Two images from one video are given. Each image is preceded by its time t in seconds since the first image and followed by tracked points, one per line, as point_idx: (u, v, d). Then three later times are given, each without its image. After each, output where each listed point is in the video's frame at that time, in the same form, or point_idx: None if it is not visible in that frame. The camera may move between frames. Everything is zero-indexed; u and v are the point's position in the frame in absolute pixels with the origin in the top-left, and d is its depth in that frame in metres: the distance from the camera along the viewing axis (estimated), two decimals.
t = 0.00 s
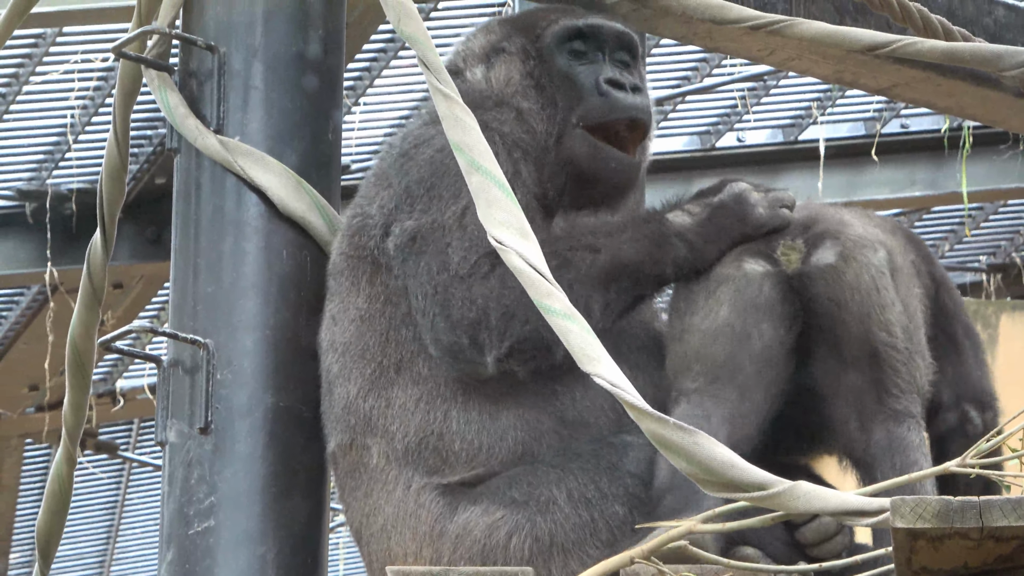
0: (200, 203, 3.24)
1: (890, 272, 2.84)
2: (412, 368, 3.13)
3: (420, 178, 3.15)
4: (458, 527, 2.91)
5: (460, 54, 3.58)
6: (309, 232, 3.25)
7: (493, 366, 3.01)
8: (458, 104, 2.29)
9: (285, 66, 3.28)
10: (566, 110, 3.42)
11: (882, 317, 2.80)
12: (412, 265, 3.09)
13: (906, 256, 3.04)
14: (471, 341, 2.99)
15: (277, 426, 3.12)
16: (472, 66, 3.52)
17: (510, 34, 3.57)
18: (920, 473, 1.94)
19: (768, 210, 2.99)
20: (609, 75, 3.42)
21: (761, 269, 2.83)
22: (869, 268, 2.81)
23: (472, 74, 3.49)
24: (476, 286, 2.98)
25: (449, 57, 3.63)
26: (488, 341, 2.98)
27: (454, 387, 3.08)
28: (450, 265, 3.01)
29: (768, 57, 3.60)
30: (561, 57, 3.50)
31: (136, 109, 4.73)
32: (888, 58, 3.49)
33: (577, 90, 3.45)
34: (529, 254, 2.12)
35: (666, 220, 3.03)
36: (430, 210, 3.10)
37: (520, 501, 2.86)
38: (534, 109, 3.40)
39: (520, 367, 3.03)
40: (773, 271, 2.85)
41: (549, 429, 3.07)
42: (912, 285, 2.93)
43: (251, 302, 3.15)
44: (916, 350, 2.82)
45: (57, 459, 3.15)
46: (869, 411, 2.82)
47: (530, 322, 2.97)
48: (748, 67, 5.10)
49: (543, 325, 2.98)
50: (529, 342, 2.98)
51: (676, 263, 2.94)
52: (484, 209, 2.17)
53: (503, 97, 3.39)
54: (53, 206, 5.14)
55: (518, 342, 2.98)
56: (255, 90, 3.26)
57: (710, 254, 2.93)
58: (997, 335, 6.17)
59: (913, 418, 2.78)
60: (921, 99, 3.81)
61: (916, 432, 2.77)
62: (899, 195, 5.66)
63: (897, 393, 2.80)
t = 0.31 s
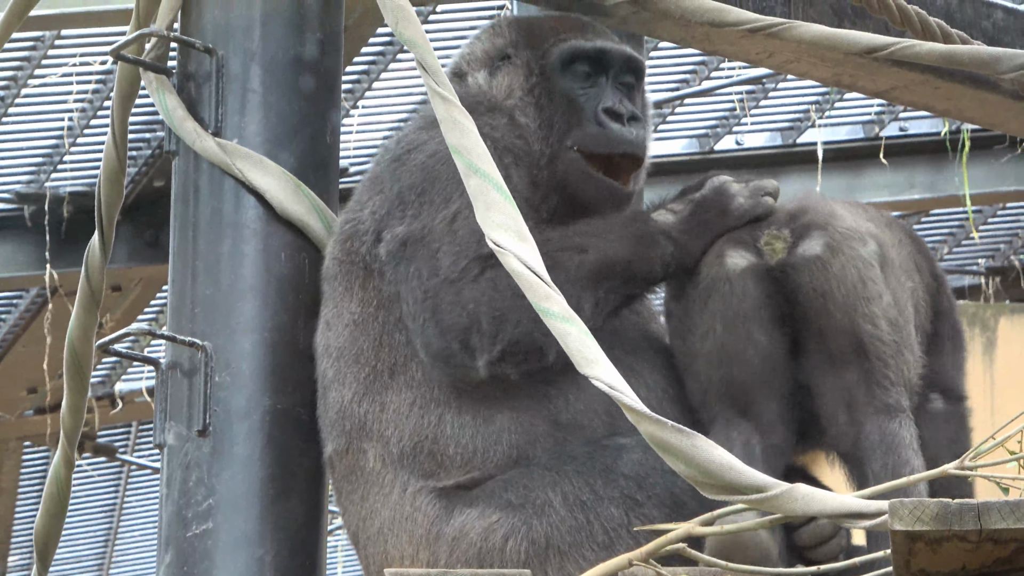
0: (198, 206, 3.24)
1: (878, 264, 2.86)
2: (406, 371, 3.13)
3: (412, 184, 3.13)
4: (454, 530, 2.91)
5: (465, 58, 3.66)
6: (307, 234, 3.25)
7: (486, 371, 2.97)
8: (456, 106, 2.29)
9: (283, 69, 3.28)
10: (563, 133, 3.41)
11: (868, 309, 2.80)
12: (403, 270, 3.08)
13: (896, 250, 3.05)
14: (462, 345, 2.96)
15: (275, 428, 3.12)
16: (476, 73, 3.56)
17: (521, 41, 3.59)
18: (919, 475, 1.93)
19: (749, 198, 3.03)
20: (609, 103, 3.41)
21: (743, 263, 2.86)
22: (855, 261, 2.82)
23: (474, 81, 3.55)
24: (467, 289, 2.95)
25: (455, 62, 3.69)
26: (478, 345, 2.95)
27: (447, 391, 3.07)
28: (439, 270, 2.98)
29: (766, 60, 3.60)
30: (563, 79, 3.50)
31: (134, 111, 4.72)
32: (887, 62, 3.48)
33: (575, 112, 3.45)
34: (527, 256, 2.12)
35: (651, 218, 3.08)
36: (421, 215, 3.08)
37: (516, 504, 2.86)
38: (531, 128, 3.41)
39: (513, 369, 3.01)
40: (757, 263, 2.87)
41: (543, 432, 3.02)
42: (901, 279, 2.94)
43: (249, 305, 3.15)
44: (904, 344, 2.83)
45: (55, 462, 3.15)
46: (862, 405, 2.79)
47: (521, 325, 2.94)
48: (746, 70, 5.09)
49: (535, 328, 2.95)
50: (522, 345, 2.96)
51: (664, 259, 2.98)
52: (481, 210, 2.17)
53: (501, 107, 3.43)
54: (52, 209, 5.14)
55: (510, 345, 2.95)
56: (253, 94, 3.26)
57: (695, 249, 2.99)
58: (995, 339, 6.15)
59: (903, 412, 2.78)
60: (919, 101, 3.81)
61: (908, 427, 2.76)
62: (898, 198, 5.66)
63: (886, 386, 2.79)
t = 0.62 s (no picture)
0: (197, 202, 3.23)
1: (849, 245, 2.76)
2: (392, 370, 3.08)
3: (382, 180, 3.11)
4: (450, 527, 2.92)
5: (461, 54, 3.62)
6: (305, 230, 3.25)
7: (425, 373, 2.95)
8: (455, 101, 2.29)
9: (283, 65, 3.28)
10: (558, 136, 3.44)
11: (837, 296, 2.72)
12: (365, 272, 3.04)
13: (876, 220, 2.93)
14: (402, 349, 2.95)
15: (273, 424, 3.12)
16: (472, 69, 3.54)
17: (519, 36, 3.58)
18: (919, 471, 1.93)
19: (704, 182, 2.97)
20: (604, 107, 3.43)
21: (702, 247, 2.78)
22: (820, 246, 2.73)
23: (470, 78, 3.50)
24: (403, 294, 2.93)
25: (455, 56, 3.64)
26: (416, 348, 2.93)
27: (430, 390, 3.04)
28: (384, 277, 2.98)
29: (765, 56, 3.60)
30: (560, 81, 3.52)
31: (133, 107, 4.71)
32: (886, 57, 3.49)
33: (571, 115, 3.47)
34: (525, 252, 2.12)
35: (607, 206, 3.06)
36: (384, 215, 3.06)
37: (509, 501, 2.87)
38: (526, 129, 3.43)
39: (458, 369, 2.97)
40: (717, 248, 2.78)
41: (535, 429, 3.00)
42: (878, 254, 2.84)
43: (248, 300, 3.16)
44: (882, 329, 2.74)
45: (54, 457, 3.15)
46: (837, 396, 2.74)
47: (456, 325, 2.90)
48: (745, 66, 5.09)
49: (471, 326, 2.90)
50: (461, 345, 2.92)
51: (613, 248, 3.01)
52: (480, 206, 2.16)
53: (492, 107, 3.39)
54: (51, 205, 5.14)
55: (450, 344, 2.92)
56: (251, 89, 3.26)
57: (651, 235, 2.97)
58: (994, 335, 6.16)
59: (888, 400, 2.71)
60: (919, 97, 3.81)
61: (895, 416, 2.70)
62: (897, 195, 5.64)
63: (867, 376, 2.72)
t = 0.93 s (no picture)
0: (199, 196, 3.24)
1: (775, 205, 2.72)
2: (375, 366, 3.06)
3: (357, 181, 3.12)
4: (448, 522, 2.90)
5: (453, 50, 3.62)
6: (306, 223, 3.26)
7: (395, 372, 2.93)
8: (457, 96, 2.30)
9: (286, 58, 3.27)
10: (546, 134, 3.39)
11: (762, 255, 2.68)
12: (338, 269, 3.05)
13: (827, 195, 2.86)
14: (367, 350, 2.93)
15: (273, 419, 3.12)
16: (463, 68, 3.53)
17: (508, 32, 3.55)
18: (920, 467, 1.94)
19: (652, 159, 2.98)
20: (592, 107, 3.39)
21: (632, 223, 2.79)
22: (738, 209, 2.70)
23: (459, 74, 3.51)
24: (362, 293, 2.93)
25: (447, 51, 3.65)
26: (382, 348, 2.91)
27: (417, 389, 3.01)
28: (346, 275, 3.00)
29: (766, 51, 3.60)
30: (549, 80, 3.47)
31: (134, 102, 4.71)
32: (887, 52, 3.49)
33: (558, 113, 3.42)
34: (528, 247, 2.13)
35: (555, 187, 3.03)
36: (354, 215, 3.07)
37: (505, 496, 2.85)
38: (514, 127, 3.38)
39: (425, 364, 2.93)
40: (644, 221, 2.78)
41: (529, 425, 2.96)
42: (823, 226, 2.78)
43: (251, 295, 3.16)
44: (816, 282, 2.68)
45: (55, 451, 3.16)
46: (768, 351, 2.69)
47: (420, 320, 2.89)
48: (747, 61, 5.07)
49: (435, 320, 2.89)
50: (424, 340, 2.90)
51: (567, 229, 2.95)
52: (482, 201, 2.18)
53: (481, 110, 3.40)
54: (52, 200, 5.13)
55: (414, 341, 2.90)
56: (254, 83, 3.25)
57: (600, 212, 2.96)
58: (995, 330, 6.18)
59: (816, 343, 2.67)
60: (921, 92, 3.81)
61: (819, 357, 2.67)
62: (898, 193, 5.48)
63: (799, 327, 2.68)
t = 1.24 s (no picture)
0: (201, 190, 3.24)
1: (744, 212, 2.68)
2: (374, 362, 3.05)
3: (357, 175, 3.12)
4: (449, 518, 2.88)
5: (458, 46, 3.65)
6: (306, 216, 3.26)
7: (394, 369, 2.93)
8: (460, 91, 2.30)
9: (289, 52, 3.27)
10: (551, 137, 3.38)
11: (723, 254, 2.64)
12: (336, 263, 3.06)
13: (813, 199, 2.89)
14: (365, 346, 2.92)
15: (275, 413, 3.13)
16: (470, 68, 3.55)
17: (518, 32, 3.54)
18: (921, 465, 1.95)
19: (652, 159, 2.97)
20: (598, 113, 3.37)
21: (613, 226, 2.82)
22: (708, 209, 2.68)
23: (464, 73, 3.54)
24: (360, 290, 2.94)
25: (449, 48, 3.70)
26: (381, 344, 2.90)
27: (418, 386, 3.00)
28: (342, 270, 3.02)
29: (768, 48, 3.60)
30: (556, 83, 3.45)
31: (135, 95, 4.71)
32: (890, 50, 3.49)
33: (564, 118, 3.40)
34: (530, 242, 2.13)
35: (549, 178, 3.04)
36: (353, 211, 3.06)
37: (507, 491, 2.84)
38: (519, 130, 3.38)
39: (423, 360, 2.94)
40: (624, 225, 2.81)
41: (530, 421, 2.96)
42: (809, 228, 2.82)
43: (252, 289, 3.17)
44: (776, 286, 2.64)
45: (56, 445, 3.16)
46: (719, 354, 2.64)
47: (419, 316, 2.89)
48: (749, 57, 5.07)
49: (433, 315, 2.90)
50: (423, 336, 2.90)
51: (559, 219, 2.97)
52: (485, 197, 2.18)
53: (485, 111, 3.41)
54: (52, 193, 5.13)
55: (413, 338, 2.90)
56: (256, 77, 3.25)
57: (593, 206, 2.96)
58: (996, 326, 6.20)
59: (764, 348, 2.60)
60: (924, 89, 3.81)
61: (766, 362, 2.58)
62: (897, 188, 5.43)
63: (751, 327, 2.61)
